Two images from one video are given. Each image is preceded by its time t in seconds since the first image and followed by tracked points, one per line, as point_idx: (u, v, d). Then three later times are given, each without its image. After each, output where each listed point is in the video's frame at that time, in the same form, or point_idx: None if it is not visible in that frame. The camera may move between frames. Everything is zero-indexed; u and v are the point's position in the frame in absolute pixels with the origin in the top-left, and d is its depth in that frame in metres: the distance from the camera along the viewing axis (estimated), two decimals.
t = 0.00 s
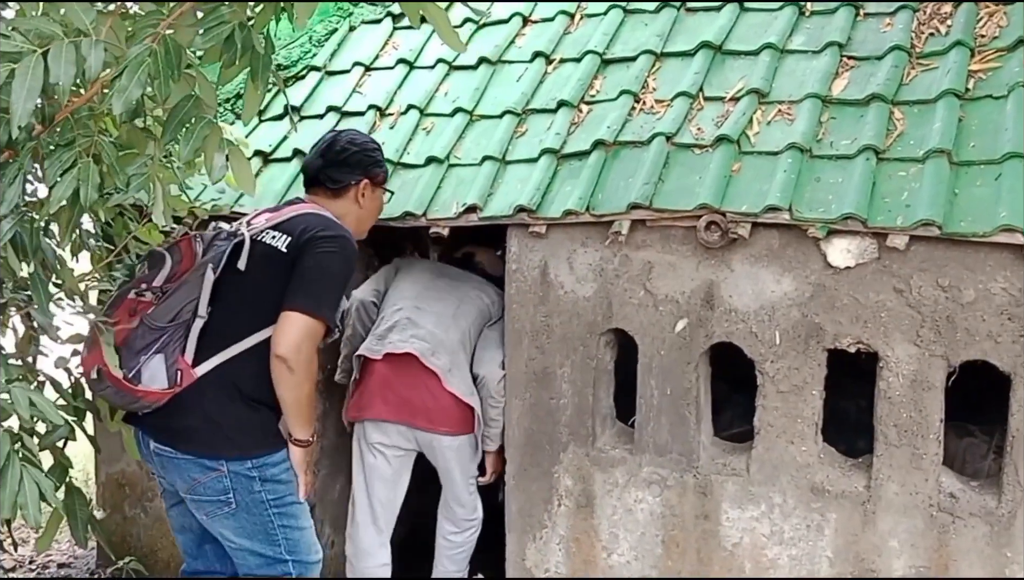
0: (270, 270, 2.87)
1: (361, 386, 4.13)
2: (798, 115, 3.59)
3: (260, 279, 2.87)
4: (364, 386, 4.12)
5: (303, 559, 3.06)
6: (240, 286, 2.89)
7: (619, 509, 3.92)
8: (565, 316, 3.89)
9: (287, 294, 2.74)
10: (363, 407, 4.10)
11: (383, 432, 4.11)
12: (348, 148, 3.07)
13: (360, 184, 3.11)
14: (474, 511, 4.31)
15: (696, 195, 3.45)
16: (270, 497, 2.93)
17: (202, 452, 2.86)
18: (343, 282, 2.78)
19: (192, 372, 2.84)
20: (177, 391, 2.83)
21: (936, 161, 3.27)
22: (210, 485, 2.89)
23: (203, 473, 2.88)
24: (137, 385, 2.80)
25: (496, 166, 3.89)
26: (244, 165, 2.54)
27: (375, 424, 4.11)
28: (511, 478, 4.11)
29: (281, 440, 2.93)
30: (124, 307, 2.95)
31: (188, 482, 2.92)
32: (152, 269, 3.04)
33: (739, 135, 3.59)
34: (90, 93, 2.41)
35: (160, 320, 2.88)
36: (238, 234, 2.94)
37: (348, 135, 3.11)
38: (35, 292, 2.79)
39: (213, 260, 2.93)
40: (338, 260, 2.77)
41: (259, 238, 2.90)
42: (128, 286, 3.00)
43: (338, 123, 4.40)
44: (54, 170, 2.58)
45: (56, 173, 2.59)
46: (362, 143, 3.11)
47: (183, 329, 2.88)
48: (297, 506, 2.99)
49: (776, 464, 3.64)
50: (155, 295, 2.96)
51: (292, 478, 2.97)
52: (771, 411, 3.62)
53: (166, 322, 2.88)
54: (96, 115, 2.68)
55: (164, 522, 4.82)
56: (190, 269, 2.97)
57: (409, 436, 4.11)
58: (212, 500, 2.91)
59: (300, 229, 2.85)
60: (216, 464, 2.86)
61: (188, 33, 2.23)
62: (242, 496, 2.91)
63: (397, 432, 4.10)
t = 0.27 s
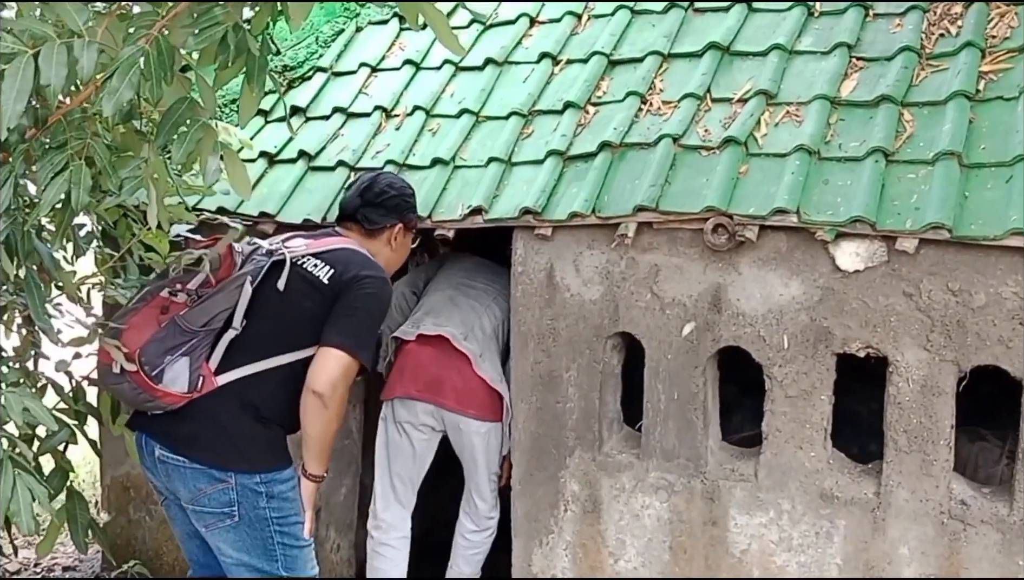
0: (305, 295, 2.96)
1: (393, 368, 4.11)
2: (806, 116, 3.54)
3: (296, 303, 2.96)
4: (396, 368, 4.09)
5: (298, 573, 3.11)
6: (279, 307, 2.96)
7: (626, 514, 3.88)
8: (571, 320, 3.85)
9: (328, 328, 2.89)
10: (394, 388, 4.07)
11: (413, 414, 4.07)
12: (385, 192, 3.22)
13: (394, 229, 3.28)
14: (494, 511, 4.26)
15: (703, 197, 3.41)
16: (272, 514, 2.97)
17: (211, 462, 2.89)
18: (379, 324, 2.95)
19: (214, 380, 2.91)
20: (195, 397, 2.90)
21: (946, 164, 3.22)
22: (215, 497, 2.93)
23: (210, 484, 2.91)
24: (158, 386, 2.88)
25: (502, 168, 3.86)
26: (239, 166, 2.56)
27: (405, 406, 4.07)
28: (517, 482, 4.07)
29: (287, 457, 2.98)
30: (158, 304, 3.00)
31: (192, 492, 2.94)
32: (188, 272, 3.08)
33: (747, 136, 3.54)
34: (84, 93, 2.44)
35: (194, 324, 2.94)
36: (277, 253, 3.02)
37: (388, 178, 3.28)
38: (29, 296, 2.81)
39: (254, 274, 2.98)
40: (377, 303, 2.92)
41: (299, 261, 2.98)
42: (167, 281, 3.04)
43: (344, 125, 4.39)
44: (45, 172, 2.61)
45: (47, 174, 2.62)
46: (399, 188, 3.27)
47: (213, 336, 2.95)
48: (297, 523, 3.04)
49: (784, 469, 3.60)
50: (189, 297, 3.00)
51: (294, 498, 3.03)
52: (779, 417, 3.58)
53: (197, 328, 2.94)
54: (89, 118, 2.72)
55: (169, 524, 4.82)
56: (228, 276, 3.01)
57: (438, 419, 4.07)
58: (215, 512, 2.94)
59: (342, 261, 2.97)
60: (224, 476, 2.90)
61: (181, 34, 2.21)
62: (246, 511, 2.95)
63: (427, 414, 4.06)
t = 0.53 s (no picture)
0: (325, 301, 2.84)
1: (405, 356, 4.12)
2: (814, 117, 3.50)
3: (315, 304, 2.84)
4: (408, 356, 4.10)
5: None
6: (297, 309, 2.85)
7: (632, 519, 3.84)
8: (576, 323, 3.81)
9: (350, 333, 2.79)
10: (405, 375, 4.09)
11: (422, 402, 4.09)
12: (404, 203, 3.01)
13: (411, 240, 3.08)
14: (502, 510, 4.23)
15: (709, 199, 3.37)
16: (282, 520, 2.84)
17: (226, 463, 2.76)
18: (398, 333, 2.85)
19: (231, 379, 2.79)
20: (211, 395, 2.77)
21: (957, 165, 3.18)
22: (225, 498, 2.79)
23: (221, 484, 2.78)
24: (176, 382, 2.73)
25: (507, 169, 3.82)
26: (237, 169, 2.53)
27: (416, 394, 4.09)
28: (522, 486, 4.03)
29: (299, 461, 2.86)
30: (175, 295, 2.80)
31: (200, 491, 2.80)
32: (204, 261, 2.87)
33: (754, 138, 3.50)
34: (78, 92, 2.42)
35: (215, 320, 2.77)
36: (298, 255, 2.89)
37: (403, 186, 3.04)
38: (24, 300, 2.77)
39: (276, 272, 2.85)
40: (398, 312, 2.83)
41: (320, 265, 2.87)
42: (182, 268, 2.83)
43: (347, 126, 4.35)
44: (37, 173, 2.59)
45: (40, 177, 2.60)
46: (415, 198, 3.05)
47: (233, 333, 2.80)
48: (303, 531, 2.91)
49: (792, 474, 3.56)
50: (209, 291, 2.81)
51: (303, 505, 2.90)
52: (786, 421, 3.54)
53: (219, 324, 2.77)
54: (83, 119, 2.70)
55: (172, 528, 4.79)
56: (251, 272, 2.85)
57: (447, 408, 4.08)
58: (224, 513, 2.80)
59: (362, 268, 2.86)
60: (237, 478, 2.77)
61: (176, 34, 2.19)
62: (255, 515, 2.81)
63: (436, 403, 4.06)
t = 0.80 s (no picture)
0: (344, 309, 2.74)
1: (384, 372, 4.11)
2: (822, 118, 3.45)
3: (334, 311, 2.74)
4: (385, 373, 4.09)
5: None
6: (315, 314, 2.75)
7: (636, 525, 3.79)
8: (580, 326, 3.76)
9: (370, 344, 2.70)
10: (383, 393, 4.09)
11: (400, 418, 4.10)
12: (405, 202, 2.94)
13: (415, 240, 3.00)
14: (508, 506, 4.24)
15: (716, 201, 3.32)
16: (298, 530, 2.78)
17: (247, 470, 2.69)
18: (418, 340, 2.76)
19: (253, 385, 2.71)
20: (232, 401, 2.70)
21: (968, 167, 3.14)
22: (243, 507, 2.71)
23: (239, 492, 2.70)
24: (196, 388, 2.66)
25: (509, 171, 3.77)
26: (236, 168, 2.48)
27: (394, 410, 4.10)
28: (525, 492, 3.97)
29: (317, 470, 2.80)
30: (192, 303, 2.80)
31: (217, 498, 2.72)
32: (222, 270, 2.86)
33: (761, 139, 3.45)
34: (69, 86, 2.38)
35: (235, 324, 2.73)
36: (313, 259, 2.81)
37: (405, 185, 2.96)
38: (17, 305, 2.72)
39: (293, 276, 2.78)
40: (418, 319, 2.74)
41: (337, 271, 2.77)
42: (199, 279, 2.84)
43: (347, 127, 4.30)
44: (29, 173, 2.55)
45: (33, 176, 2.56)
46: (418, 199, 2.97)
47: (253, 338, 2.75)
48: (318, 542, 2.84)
49: (800, 480, 3.51)
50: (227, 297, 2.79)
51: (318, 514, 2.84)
52: (794, 426, 3.49)
53: (239, 328, 2.73)
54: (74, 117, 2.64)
55: (170, 533, 4.73)
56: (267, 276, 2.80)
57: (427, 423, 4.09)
58: (240, 522, 2.72)
59: (379, 275, 2.75)
60: (256, 486, 2.69)
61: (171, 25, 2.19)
62: (272, 524, 2.74)
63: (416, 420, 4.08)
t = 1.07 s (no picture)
0: (358, 321, 2.70)
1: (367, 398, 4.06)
2: (831, 119, 3.39)
3: (347, 324, 2.70)
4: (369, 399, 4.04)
5: None
6: (329, 327, 2.71)
7: (640, 532, 3.73)
8: (583, 330, 3.69)
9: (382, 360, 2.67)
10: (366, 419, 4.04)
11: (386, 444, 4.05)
12: (409, 212, 2.88)
13: (420, 250, 2.94)
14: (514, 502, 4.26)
15: (723, 203, 3.26)
16: (313, 543, 2.77)
17: (264, 484, 2.64)
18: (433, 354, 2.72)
19: (270, 398, 2.67)
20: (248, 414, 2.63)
21: (981, 168, 3.08)
22: (259, 523, 2.67)
23: (255, 509, 2.65)
24: (213, 400, 2.59)
25: (512, 172, 3.70)
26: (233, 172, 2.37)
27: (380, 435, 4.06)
28: (527, 498, 3.91)
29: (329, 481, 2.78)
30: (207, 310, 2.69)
31: (231, 515, 2.66)
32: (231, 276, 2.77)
33: (769, 140, 3.39)
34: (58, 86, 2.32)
35: (253, 335, 2.66)
36: (326, 270, 2.77)
37: (409, 196, 2.91)
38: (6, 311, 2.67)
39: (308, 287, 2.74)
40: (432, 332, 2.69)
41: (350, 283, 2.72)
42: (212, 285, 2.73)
43: (346, 127, 4.23)
44: (17, 178, 2.51)
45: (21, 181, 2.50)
46: (423, 208, 2.91)
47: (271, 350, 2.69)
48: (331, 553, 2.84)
49: (807, 487, 3.44)
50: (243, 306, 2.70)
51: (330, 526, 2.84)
52: (802, 432, 3.42)
53: (257, 339, 2.66)
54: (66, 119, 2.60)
55: (166, 537, 4.66)
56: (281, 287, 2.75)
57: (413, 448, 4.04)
58: (256, 539, 2.67)
59: (393, 287, 2.70)
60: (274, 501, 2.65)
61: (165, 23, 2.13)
62: (287, 539, 2.71)
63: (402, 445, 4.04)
